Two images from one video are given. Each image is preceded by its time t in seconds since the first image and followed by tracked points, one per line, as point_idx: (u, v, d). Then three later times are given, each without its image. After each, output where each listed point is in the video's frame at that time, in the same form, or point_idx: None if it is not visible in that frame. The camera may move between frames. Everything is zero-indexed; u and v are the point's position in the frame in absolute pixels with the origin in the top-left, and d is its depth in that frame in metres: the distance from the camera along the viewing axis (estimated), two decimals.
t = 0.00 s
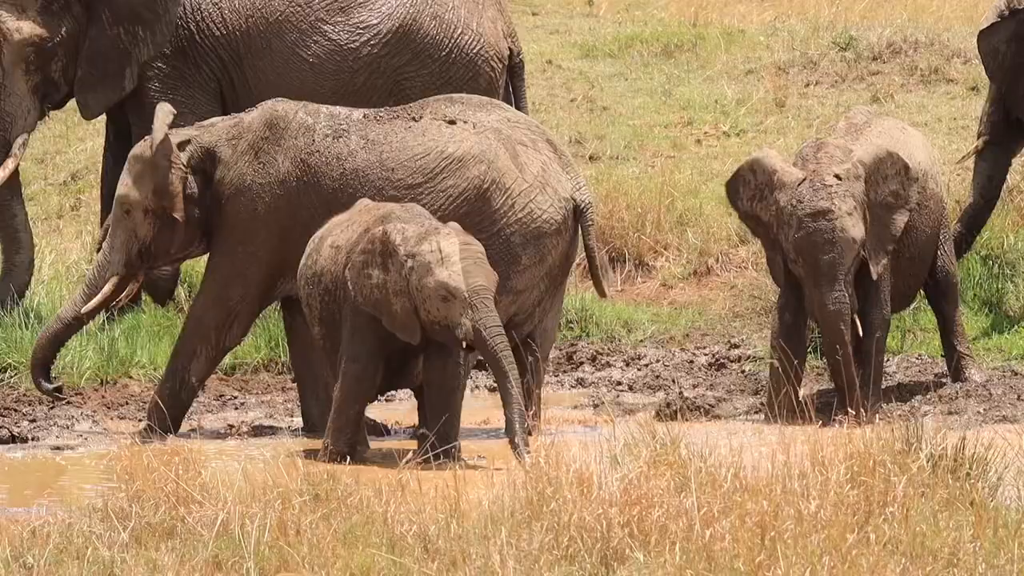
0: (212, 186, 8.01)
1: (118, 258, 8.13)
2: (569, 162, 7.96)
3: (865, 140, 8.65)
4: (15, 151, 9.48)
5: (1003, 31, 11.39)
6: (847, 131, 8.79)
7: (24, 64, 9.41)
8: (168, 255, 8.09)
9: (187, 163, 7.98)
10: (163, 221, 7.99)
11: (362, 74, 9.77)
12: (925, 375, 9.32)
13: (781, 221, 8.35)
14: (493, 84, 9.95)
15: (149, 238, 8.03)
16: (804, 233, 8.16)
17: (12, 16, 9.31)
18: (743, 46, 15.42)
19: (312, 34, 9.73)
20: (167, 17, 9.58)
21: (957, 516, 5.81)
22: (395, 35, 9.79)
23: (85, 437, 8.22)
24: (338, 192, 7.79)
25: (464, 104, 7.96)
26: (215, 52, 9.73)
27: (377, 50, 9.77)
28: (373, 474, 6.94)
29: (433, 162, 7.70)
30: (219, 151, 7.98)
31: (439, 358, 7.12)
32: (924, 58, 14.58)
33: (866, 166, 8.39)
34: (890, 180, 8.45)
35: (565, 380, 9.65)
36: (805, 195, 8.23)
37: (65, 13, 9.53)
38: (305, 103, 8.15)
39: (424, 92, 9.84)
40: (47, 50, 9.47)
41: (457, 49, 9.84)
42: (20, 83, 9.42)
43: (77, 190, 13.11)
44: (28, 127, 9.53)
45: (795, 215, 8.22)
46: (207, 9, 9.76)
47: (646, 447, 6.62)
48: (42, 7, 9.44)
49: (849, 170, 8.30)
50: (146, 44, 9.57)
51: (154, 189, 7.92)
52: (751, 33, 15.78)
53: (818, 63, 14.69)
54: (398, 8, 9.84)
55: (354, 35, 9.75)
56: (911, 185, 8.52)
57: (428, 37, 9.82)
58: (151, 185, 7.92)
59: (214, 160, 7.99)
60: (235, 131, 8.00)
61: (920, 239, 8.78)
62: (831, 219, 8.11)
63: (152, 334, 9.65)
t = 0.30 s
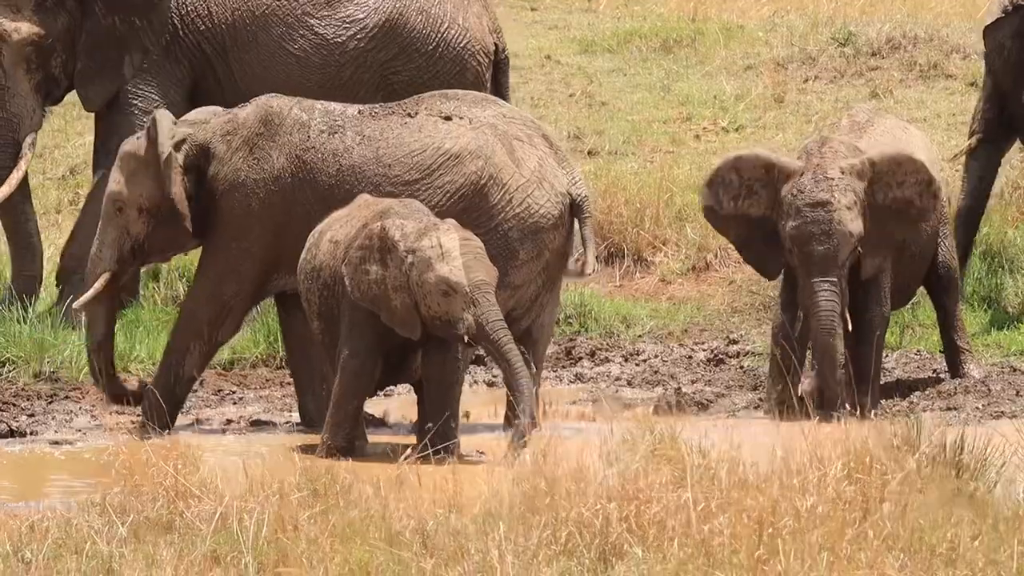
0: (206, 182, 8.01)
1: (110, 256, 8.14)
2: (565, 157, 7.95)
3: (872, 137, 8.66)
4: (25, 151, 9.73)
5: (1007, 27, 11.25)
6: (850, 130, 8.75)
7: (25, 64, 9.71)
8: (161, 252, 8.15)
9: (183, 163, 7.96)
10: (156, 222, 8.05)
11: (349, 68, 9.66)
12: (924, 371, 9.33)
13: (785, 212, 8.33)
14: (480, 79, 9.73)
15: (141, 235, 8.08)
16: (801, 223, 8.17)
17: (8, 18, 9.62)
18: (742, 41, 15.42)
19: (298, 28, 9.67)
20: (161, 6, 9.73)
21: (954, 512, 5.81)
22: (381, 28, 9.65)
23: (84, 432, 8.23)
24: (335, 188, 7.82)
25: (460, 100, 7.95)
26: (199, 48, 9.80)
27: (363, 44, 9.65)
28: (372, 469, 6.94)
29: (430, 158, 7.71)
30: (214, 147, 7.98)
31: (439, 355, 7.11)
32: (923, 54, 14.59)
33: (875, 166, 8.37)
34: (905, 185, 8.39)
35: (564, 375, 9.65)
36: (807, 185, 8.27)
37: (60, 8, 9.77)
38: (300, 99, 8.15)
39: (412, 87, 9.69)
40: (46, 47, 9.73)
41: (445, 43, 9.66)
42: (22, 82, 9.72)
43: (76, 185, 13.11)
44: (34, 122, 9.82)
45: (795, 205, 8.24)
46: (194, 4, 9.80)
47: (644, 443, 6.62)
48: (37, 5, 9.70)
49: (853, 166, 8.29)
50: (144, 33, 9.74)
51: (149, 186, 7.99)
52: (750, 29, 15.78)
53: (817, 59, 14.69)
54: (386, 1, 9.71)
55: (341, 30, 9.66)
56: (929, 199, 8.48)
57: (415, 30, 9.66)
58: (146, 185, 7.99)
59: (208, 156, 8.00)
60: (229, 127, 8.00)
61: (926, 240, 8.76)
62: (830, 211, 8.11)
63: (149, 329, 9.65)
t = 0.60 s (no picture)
0: (198, 181, 7.97)
1: (115, 268, 8.09)
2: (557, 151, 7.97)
3: (871, 133, 8.46)
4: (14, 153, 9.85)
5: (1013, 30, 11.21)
6: (849, 128, 8.52)
7: (12, 66, 9.78)
8: (162, 258, 8.06)
9: (175, 164, 7.93)
10: (154, 227, 7.96)
11: (337, 65, 9.67)
12: (922, 368, 9.33)
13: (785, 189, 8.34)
14: (469, 75, 9.74)
15: (143, 243, 8.01)
16: (799, 197, 8.15)
17: None
18: (740, 38, 15.42)
19: (287, 25, 9.68)
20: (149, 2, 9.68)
21: (952, 509, 5.81)
22: (369, 25, 9.66)
23: (83, 430, 8.22)
24: (328, 182, 7.81)
25: (452, 95, 7.95)
26: (187, 43, 9.74)
27: (351, 41, 9.65)
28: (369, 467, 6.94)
29: (424, 152, 7.71)
30: (205, 146, 7.94)
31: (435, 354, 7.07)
32: (921, 51, 14.60)
33: (879, 152, 8.37)
34: (912, 171, 8.41)
35: (562, 372, 9.65)
36: (808, 164, 8.27)
37: (46, 8, 9.75)
38: (290, 95, 8.13)
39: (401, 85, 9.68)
40: (33, 47, 9.75)
41: (433, 40, 9.67)
42: (9, 83, 9.79)
43: (74, 182, 13.10)
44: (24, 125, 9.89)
45: (795, 180, 8.24)
46: None
47: (641, 440, 6.62)
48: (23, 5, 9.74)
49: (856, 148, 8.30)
50: (131, 30, 9.69)
51: (144, 191, 7.91)
52: (748, 26, 15.80)
53: (815, 56, 14.70)
54: None
55: (329, 27, 9.66)
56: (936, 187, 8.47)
57: (403, 27, 9.67)
58: (142, 188, 7.89)
59: (200, 156, 7.95)
60: (220, 126, 7.96)
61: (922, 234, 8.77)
62: (829, 184, 8.12)
63: (147, 328, 9.64)
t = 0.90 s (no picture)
0: (195, 180, 8.02)
1: (111, 264, 8.14)
2: (553, 147, 7.95)
3: (873, 130, 8.60)
4: None
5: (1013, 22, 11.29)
6: (850, 125, 8.64)
7: None
8: (160, 256, 8.11)
9: (172, 165, 7.97)
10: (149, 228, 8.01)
11: (327, 64, 9.54)
12: (921, 363, 9.34)
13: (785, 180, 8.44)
14: (459, 75, 9.62)
15: (140, 241, 8.06)
16: (800, 176, 8.28)
17: None
18: (737, 34, 15.44)
19: (276, 24, 9.57)
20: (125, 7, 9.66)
21: (952, 504, 5.81)
22: (359, 24, 9.52)
23: (82, 429, 8.23)
24: (322, 180, 7.80)
25: (447, 91, 7.96)
26: (176, 43, 9.66)
27: (341, 40, 9.52)
28: (367, 465, 6.95)
29: (418, 148, 7.69)
30: (202, 146, 7.99)
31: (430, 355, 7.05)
32: (919, 46, 14.61)
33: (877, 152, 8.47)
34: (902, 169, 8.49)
35: (561, 369, 9.66)
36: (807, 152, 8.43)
37: (26, 8, 9.81)
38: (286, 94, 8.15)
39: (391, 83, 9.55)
40: (10, 47, 9.79)
41: (423, 38, 9.54)
42: None
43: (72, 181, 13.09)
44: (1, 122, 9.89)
45: (796, 167, 8.37)
46: None
47: (640, 437, 6.62)
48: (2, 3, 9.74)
49: (857, 142, 8.43)
50: (106, 34, 9.70)
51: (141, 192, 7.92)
52: (745, 22, 15.81)
53: (812, 51, 14.70)
54: None
55: (319, 26, 9.54)
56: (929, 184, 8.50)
57: (393, 25, 9.53)
58: (138, 189, 7.92)
59: (196, 155, 8.00)
60: (216, 126, 8.00)
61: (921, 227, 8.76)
62: (830, 163, 8.26)
63: (146, 326, 9.64)
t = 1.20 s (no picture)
0: (196, 179, 8.02)
1: (104, 254, 8.15)
2: (551, 146, 7.94)
3: (874, 125, 8.57)
4: None
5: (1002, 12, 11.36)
6: (850, 121, 8.63)
7: None
8: (155, 250, 8.10)
9: (172, 162, 7.97)
10: (146, 221, 8.02)
11: (318, 64, 9.54)
12: (919, 359, 9.35)
13: (796, 184, 8.39)
14: (449, 75, 9.63)
15: (136, 233, 8.06)
16: (812, 188, 8.23)
17: None
18: (733, 31, 15.45)
19: (266, 24, 9.54)
20: (105, 19, 9.60)
21: (950, 498, 5.83)
22: (350, 24, 9.51)
23: (78, 428, 8.23)
24: (321, 179, 7.79)
25: (446, 90, 7.96)
26: (166, 43, 9.65)
27: (331, 40, 9.51)
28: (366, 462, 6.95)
29: (415, 147, 7.67)
30: (201, 145, 7.98)
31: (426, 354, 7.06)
32: (914, 42, 14.62)
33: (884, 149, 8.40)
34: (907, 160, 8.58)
35: (558, 367, 9.66)
36: (818, 156, 8.32)
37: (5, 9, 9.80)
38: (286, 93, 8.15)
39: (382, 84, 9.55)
40: None
41: (413, 37, 9.52)
42: None
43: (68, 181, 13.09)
44: None
45: (806, 174, 8.31)
46: None
47: (637, 433, 6.62)
48: None
49: (867, 141, 8.33)
50: (83, 44, 9.62)
51: (139, 188, 7.96)
52: (741, 19, 15.82)
53: (808, 47, 14.70)
54: None
55: (309, 26, 9.52)
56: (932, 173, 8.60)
57: (383, 25, 9.51)
58: (138, 182, 7.94)
59: (197, 154, 7.99)
60: (216, 124, 8.00)
61: (921, 223, 8.77)
62: (842, 173, 8.19)
63: (142, 326, 9.64)
